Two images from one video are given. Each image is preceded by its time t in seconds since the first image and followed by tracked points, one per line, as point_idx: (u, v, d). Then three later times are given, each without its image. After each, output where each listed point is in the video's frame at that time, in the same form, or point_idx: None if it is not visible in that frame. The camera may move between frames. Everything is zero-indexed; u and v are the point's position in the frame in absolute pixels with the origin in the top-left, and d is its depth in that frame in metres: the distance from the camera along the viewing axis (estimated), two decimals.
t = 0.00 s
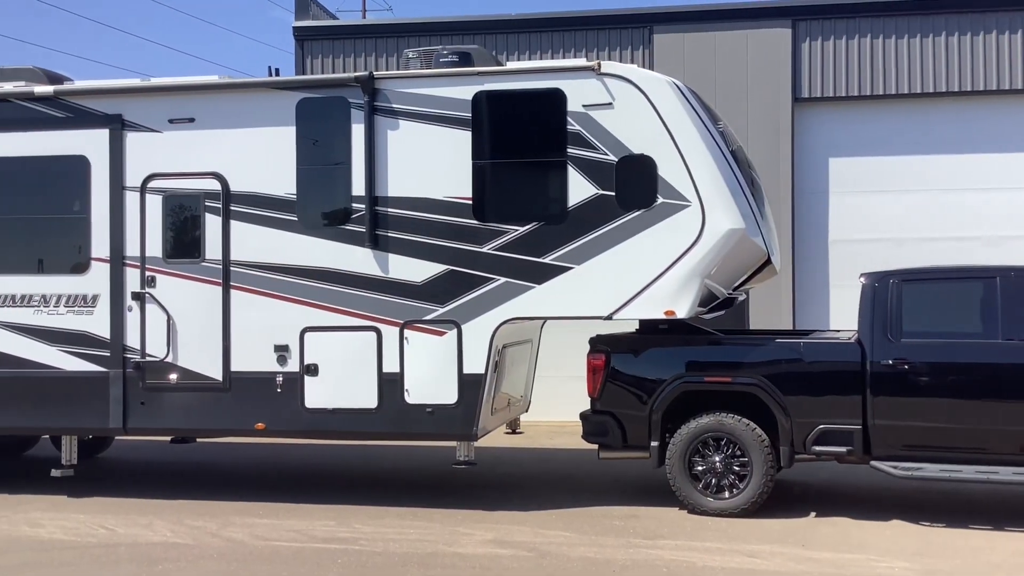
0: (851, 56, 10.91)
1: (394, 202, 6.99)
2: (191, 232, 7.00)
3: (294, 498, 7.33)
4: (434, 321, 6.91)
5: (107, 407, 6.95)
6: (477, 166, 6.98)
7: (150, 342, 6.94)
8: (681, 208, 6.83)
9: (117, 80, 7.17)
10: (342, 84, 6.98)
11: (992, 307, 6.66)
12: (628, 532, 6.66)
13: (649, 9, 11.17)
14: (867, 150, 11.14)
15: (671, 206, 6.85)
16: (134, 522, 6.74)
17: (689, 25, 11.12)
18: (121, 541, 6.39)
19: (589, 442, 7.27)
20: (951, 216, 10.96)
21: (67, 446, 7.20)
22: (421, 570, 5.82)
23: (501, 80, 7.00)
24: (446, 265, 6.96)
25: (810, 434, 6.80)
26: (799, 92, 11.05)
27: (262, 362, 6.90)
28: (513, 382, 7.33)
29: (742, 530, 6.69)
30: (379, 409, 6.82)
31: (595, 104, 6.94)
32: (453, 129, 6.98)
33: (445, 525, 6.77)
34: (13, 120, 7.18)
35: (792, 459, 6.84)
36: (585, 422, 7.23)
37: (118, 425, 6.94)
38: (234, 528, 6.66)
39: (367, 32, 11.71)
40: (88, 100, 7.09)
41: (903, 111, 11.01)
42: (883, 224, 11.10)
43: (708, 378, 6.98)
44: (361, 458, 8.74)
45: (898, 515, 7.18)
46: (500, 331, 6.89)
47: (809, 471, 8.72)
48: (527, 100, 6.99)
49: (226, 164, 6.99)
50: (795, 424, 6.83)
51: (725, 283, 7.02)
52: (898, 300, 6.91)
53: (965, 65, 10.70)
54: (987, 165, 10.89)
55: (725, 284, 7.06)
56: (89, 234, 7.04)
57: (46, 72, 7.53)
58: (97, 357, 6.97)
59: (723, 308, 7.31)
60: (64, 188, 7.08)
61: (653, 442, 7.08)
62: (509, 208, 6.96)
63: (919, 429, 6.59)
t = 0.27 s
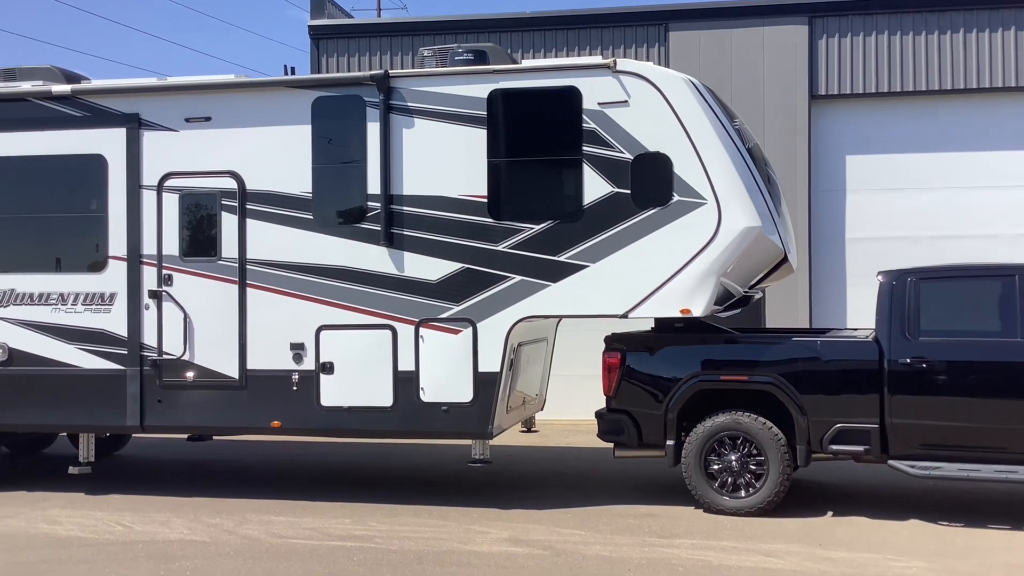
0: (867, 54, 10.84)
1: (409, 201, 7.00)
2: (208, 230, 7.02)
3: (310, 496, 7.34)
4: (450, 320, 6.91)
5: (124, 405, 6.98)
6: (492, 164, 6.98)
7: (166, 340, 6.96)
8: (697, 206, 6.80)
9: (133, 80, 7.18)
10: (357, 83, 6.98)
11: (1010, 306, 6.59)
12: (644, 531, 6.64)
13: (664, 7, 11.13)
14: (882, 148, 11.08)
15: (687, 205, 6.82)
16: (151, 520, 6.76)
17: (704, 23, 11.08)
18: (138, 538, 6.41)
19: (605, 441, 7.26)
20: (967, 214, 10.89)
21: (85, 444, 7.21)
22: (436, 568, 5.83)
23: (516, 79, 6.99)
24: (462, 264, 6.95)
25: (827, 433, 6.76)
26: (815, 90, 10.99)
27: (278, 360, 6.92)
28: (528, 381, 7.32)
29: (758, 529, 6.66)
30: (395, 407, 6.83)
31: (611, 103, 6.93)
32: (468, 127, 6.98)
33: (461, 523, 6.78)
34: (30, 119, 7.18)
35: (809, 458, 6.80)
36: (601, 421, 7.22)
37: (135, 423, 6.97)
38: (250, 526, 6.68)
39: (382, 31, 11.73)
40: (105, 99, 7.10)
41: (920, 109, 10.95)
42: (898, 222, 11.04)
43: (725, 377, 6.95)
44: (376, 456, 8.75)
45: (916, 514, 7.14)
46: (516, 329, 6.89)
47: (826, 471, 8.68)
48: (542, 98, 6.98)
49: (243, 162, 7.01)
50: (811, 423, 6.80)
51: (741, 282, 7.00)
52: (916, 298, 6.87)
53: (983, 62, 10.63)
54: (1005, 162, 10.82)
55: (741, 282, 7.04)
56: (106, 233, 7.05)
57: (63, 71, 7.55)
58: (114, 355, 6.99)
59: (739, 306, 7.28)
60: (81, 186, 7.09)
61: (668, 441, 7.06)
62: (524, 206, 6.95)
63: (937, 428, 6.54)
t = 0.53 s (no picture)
0: (877, 54, 10.82)
1: (419, 201, 7.01)
2: (218, 230, 7.04)
3: (319, 496, 7.36)
4: (459, 320, 6.92)
5: (134, 404, 6.99)
6: (501, 164, 6.99)
7: (176, 340, 6.98)
8: (706, 206, 6.80)
9: (143, 81, 7.20)
10: (366, 84, 7.00)
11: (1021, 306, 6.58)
12: (653, 531, 6.64)
13: (673, 7, 11.13)
14: (892, 148, 11.06)
15: (695, 205, 6.82)
16: (161, 519, 6.79)
17: (713, 23, 11.08)
18: (149, 537, 6.44)
19: (613, 441, 7.26)
20: (976, 214, 10.87)
21: (95, 444, 7.23)
22: (445, 567, 5.84)
23: (525, 79, 7.00)
24: (471, 264, 6.97)
25: (836, 433, 6.75)
26: (824, 90, 10.97)
27: (287, 360, 6.94)
28: (537, 381, 7.33)
29: (767, 530, 6.66)
30: (404, 407, 6.84)
31: (620, 103, 6.93)
32: (477, 128, 6.99)
33: (470, 523, 6.79)
34: (40, 120, 7.18)
35: (818, 459, 6.79)
36: (609, 421, 7.22)
37: (145, 422, 6.98)
38: (259, 526, 6.70)
39: (391, 31, 11.75)
40: (115, 100, 7.12)
41: (929, 109, 10.93)
42: (907, 223, 11.02)
43: (733, 377, 6.95)
44: (385, 456, 8.77)
45: (926, 515, 7.12)
46: (524, 330, 6.89)
47: (835, 471, 8.66)
48: (551, 98, 6.99)
49: (253, 163, 7.02)
50: (821, 423, 6.79)
51: (750, 282, 7.00)
52: (926, 298, 6.85)
53: (993, 62, 10.60)
54: (1015, 163, 10.79)
55: (750, 282, 7.04)
56: (117, 234, 7.06)
57: (74, 73, 7.58)
58: (124, 355, 7.00)
59: (748, 307, 7.28)
60: (92, 188, 7.10)
61: (677, 441, 7.06)
62: (533, 207, 6.96)
63: (947, 429, 6.53)
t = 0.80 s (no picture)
0: (883, 54, 10.81)
1: (425, 203, 7.02)
2: (225, 232, 7.04)
3: (327, 497, 7.37)
4: (466, 321, 6.93)
5: (142, 407, 6.98)
6: (507, 166, 6.99)
7: (184, 342, 6.98)
8: (713, 208, 6.80)
9: (151, 83, 7.20)
10: (372, 86, 7.01)
11: None
12: (660, 533, 6.64)
13: (679, 8, 11.12)
14: (898, 149, 11.04)
15: (702, 206, 6.82)
16: (169, 521, 6.80)
17: (719, 24, 11.08)
18: (157, 539, 6.45)
19: (620, 442, 7.26)
20: (983, 215, 10.85)
21: (103, 445, 7.24)
22: (453, 569, 5.84)
23: (532, 81, 7.01)
24: (478, 266, 6.97)
25: (844, 434, 6.74)
26: (830, 91, 10.96)
27: (295, 362, 6.95)
28: (544, 382, 7.33)
29: (775, 531, 6.65)
30: (411, 409, 6.85)
31: (626, 104, 6.93)
32: (484, 129, 6.99)
33: (477, 525, 6.79)
34: (48, 123, 7.18)
35: (826, 460, 6.78)
36: (616, 423, 7.22)
37: (153, 425, 6.96)
38: (267, 527, 6.71)
39: (397, 34, 11.77)
40: (123, 103, 7.11)
41: (936, 109, 10.91)
42: (913, 223, 11.00)
43: (741, 378, 6.94)
44: (392, 457, 8.77)
45: (934, 516, 7.11)
46: (531, 331, 6.90)
47: (843, 472, 8.65)
48: (558, 99, 6.99)
49: (260, 165, 7.03)
50: (828, 425, 6.78)
51: (756, 283, 6.99)
52: (934, 299, 6.84)
53: (1000, 62, 10.57)
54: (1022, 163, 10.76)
55: (757, 283, 7.03)
56: (124, 236, 7.05)
57: (82, 75, 7.59)
58: (132, 357, 6.99)
59: (756, 308, 7.27)
60: (100, 190, 7.08)
61: (684, 443, 7.05)
62: (539, 208, 6.96)
63: (954, 430, 6.51)
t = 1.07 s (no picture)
0: (891, 54, 10.78)
1: (433, 203, 7.02)
2: (233, 233, 7.04)
3: (335, 498, 7.38)
4: (473, 322, 6.93)
5: (150, 408, 6.99)
6: (514, 166, 6.99)
7: (192, 343, 6.98)
8: (720, 208, 6.79)
9: (158, 85, 7.20)
10: (379, 87, 7.01)
11: None
12: (668, 534, 6.63)
13: (687, 8, 11.11)
14: (906, 148, 11.01)
15: (710, 206, 6.81)
16: (178, 522, 6.81)
17: (727, 24, 11.06)
18: (166, 540, 6.46)
19: (628, 443, 7.25)
20: (991, 214, 10.81)
21: (112, 446, 7.26)
22: (461, 569, 5.84)
23: (539, 81, 7.01)
24: (485, 266, 6.97)
25: (853, 435, 6.72)
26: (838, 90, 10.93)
27: (302, 363, 6.96)
28: (551, 383, 7.33)
29: (783, 532, 6.63)
30: (419, 409, 6.86)
31: (634, 104, 6.93)
32: (491, 130, 6.99)
33: (485, 526, 6.79)
34: (57, 125, 7.17)
35: (834, 461, 6.76)
36: (624, 423, 7.21)
37: (162, 426, 6.97)
38: (275, 528, 6.72)
39: (404, 35, 11.78)
40: (131, 105, 7.11)
41: (944, 109, 10.88)
42: (921, 223, 10.97)
43: (749, 378, 6.93)
44: (401, 458, 8.78)
45: (943, 517, 7.08)
46: (539, 332, 6.90)
47: (851, 472, 8.63)
48: (564, 100, 6.99)
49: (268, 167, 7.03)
50: (837, 425, 6.76)
51: (764, 283, 6.98)
52: (943, 299, 6.82)
53: (1008, 61, 10.53)
54: None
55: (765, 284, 7.02)
56: (133, 237, 7.04)
57: (90, 78, 7.60)
58: (141, 358, 7.00)
59: (763, 308, 7.25)
60: (108, 191, 7.07)
61: (692, 443, 7.04)
62: (547, 209, 6.96)
63: (964, 431, 6.49)
